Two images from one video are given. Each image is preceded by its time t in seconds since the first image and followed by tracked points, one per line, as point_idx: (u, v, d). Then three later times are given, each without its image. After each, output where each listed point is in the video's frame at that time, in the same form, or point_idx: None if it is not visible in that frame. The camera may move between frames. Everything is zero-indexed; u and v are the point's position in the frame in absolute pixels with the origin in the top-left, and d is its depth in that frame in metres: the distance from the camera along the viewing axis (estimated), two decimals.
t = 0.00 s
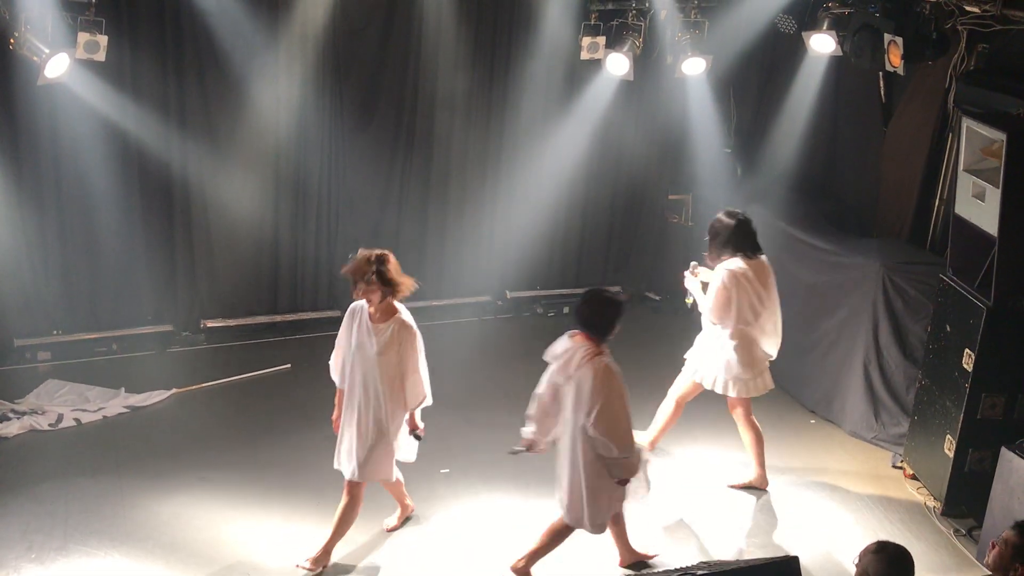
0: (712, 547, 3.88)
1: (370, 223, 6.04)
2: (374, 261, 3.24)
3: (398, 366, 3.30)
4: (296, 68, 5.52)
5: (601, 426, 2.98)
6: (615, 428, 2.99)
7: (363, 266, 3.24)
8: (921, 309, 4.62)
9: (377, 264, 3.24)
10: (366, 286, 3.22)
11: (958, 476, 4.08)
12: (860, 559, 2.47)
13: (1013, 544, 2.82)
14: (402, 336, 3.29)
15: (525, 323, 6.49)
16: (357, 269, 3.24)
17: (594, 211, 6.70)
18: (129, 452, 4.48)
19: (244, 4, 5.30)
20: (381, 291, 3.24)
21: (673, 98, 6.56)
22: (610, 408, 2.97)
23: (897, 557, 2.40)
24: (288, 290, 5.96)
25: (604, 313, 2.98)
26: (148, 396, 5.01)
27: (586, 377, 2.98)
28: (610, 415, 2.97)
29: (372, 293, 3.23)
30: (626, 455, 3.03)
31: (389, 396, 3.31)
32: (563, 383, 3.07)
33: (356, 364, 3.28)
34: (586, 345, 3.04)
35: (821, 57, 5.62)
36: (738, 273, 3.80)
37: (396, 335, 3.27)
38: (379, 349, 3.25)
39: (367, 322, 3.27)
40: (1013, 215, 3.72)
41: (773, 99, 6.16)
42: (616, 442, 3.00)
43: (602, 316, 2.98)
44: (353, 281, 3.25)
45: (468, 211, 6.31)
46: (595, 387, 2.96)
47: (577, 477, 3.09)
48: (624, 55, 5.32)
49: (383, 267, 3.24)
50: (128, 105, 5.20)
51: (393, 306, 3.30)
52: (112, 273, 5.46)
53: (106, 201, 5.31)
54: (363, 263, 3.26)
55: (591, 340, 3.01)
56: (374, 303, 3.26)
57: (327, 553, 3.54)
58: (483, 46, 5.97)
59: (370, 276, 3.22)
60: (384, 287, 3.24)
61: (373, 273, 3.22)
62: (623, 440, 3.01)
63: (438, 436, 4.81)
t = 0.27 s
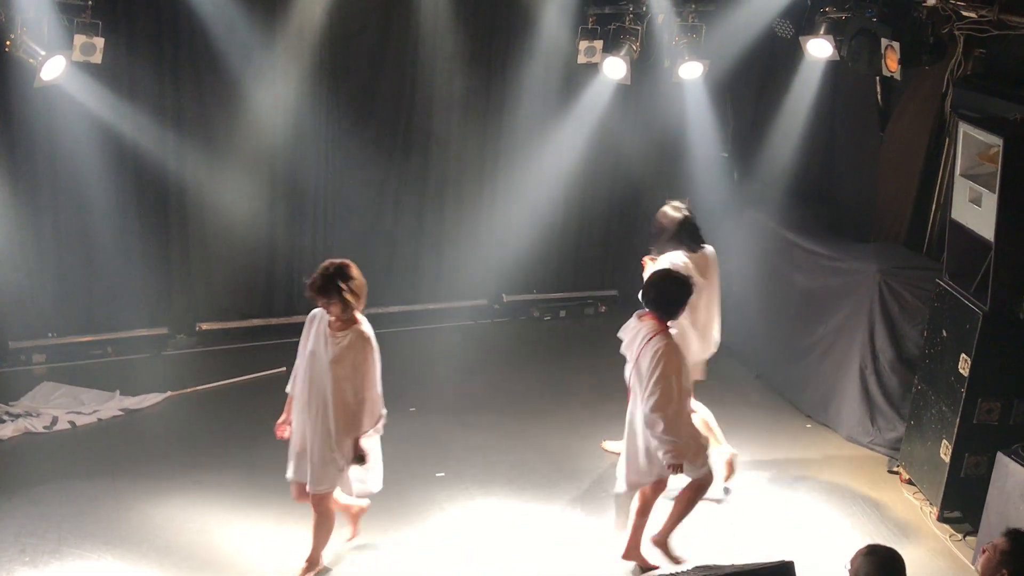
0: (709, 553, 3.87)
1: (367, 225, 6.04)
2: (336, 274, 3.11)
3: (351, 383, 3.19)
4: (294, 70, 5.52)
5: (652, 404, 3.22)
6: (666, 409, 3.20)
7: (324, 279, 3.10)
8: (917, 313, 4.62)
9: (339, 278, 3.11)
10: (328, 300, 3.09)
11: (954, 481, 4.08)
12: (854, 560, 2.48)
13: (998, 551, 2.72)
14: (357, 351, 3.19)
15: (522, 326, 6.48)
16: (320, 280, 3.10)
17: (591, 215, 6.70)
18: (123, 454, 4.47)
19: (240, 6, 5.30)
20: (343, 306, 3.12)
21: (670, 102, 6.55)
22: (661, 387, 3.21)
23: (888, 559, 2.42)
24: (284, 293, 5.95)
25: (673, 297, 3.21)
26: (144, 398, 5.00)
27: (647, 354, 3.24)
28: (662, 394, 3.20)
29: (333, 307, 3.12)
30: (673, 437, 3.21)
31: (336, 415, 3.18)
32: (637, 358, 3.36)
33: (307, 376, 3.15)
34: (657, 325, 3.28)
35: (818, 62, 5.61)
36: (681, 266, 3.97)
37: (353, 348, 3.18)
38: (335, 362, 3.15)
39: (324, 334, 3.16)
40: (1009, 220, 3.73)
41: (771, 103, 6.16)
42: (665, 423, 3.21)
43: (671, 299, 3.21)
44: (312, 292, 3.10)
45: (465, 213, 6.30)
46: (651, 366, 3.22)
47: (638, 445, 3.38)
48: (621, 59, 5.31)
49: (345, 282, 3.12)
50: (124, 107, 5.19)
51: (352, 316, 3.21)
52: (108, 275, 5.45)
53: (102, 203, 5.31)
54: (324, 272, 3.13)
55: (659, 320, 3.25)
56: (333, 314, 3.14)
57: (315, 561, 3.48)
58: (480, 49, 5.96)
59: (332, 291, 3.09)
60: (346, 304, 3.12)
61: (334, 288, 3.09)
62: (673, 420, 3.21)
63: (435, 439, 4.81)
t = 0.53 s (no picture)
0: (705, 556, 3.88)
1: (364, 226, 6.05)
2: (298, 288, 2.95)
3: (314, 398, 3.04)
4: (292, 71, 5.53)
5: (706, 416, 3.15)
6: (720, 423, 3.13)
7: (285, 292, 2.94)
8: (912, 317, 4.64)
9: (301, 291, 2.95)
10: (289, 316, 2.93)
11: (947, 484, 4.10)
12: (847, 563, 2.52)
13: (983, 553, 2.71)
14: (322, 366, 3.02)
15: (518, 328, 6.49)
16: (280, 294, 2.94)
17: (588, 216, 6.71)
18: (120, 454, 4.48)
19: (239, 7, 5.31)
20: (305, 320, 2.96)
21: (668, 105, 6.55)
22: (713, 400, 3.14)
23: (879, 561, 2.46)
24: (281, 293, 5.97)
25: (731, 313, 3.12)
26: (140, 398, 5.01)
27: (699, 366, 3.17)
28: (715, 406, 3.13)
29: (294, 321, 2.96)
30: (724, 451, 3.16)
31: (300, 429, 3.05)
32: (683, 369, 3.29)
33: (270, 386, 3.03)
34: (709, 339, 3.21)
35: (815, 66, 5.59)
36: (642, 254, 4.16)
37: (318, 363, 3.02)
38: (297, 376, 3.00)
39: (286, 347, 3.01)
40: (1004, 225, 3.74)
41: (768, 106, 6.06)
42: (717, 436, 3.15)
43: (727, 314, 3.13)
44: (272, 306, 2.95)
45: (462, 214, 6.32)
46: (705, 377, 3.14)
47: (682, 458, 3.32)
48: (619, 62, 5.30)
49: (307, 295, 2.96)
50: (123, 106, 5.20)
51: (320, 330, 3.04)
52: (105, 274, 5.46)
53: (100, 202, 5.31)
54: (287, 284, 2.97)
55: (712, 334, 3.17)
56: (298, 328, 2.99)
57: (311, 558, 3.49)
58: (478, 50, 5.97)
59: (293, 306, 2.93)
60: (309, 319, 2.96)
61: (295, 302, 2.93)
62: (726, 434, 3.14)
63: (431, 441, 4.82)
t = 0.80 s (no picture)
0: (707, 556, 3.87)
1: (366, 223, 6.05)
2: (264, 302, 2.86)
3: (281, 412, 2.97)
4: (294, 69, 5.53)
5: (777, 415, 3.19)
6: (790, 420, 3.19)
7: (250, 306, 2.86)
8: (915, 318, 4.64)
9: (267, 305, 2.86)
10: (254, 330, 2.86)
11: (950, 485, 4.09)
12: (853, 565, 2.54)
13: (984, 555, 2.70)
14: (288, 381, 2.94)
15: (520, 327, 6.48)
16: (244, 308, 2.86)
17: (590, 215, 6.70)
18: (120, 450, 4.47)
19: (242, 3, 5.30)
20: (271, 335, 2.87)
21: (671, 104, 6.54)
22: (783, 398, 3.19)
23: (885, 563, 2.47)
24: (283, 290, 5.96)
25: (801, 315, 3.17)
26: (141, 394, 5.01)
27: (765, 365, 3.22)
28: (786, 405, 3.19)
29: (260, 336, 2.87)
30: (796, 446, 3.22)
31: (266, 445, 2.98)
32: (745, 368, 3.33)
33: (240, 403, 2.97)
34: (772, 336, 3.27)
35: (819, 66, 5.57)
36: (606, 247, 4.22)
37: (285, 378, 2.94)
38: (263, 391, 2.94)
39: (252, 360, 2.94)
40: (1007, 225, 3.73)
41: (771, 106, 6.04)
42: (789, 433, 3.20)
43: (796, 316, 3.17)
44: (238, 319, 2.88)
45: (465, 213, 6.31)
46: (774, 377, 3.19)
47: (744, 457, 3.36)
48: (622, 61, 5.29)
49: (274, 310, 2.86)
50: (125, 102, 5.19)
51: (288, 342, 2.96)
52: (107, 270, 5.45)
53: (102, 198, 5.31)
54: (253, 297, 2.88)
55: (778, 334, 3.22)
56: (264, 342, 2.91)
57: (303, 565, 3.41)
58: (481, 48, 5.96)
59: (257, 321, 2.84)
60: (274, 333, 2.87)
61: (259, 317, 2.84)
62: (797, 431, 3.20)
63: (432, 439, 4.81)
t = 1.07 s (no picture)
0: (714, 557, 3.86)
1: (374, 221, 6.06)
2: (241, 315, 2.70)
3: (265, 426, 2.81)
4: (303, 67, 5.54)
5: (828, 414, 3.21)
6: (836, 421, 3.21)
7: (227, 321, 2.69)
8: (923, 318, 4.63)
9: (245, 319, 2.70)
10: (231, 345, 2.69)
11: (957, 486, 4.08)
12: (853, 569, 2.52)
13: (998, 557, 2.70)
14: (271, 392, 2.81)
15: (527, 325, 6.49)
16: (220, 323, 2.69)
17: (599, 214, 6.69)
18: (129, 446, 4.49)
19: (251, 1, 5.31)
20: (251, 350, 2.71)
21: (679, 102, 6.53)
22: (836, 398, 3.21)
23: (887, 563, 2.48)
24: (291, 288, 5.97)
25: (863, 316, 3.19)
26: (149, 390, 5.02)
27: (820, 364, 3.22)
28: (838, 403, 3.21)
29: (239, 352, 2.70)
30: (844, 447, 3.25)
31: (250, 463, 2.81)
32: (796, 366, 3.33)
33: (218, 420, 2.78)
34: (827, 337, 3.27)
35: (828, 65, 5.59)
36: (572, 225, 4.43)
37: (267, 390, 2.80)
38: (244, 407, 2.77)
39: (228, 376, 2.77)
40: (1017, 226, 3.72)
41: (779, 104, 5.94)
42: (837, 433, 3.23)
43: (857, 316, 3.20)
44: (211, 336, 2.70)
45: (472, 211, 6.32)
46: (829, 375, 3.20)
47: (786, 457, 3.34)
48: (631, 58, 5.29)
49: (252, 322, 2.71)
50: (134, 99, 5.21)
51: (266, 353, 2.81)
52: (115, 267, 5.46)
53: (110, 195, 5.32)
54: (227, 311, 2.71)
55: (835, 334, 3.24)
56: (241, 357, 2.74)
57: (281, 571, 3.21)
58: (490, 47, 5.96)
59: (236, 335, 2.69)
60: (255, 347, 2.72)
61: (238, 331, 2.69)
62: (841, 432, 3.23)
63: (439, 437, 4.81)
